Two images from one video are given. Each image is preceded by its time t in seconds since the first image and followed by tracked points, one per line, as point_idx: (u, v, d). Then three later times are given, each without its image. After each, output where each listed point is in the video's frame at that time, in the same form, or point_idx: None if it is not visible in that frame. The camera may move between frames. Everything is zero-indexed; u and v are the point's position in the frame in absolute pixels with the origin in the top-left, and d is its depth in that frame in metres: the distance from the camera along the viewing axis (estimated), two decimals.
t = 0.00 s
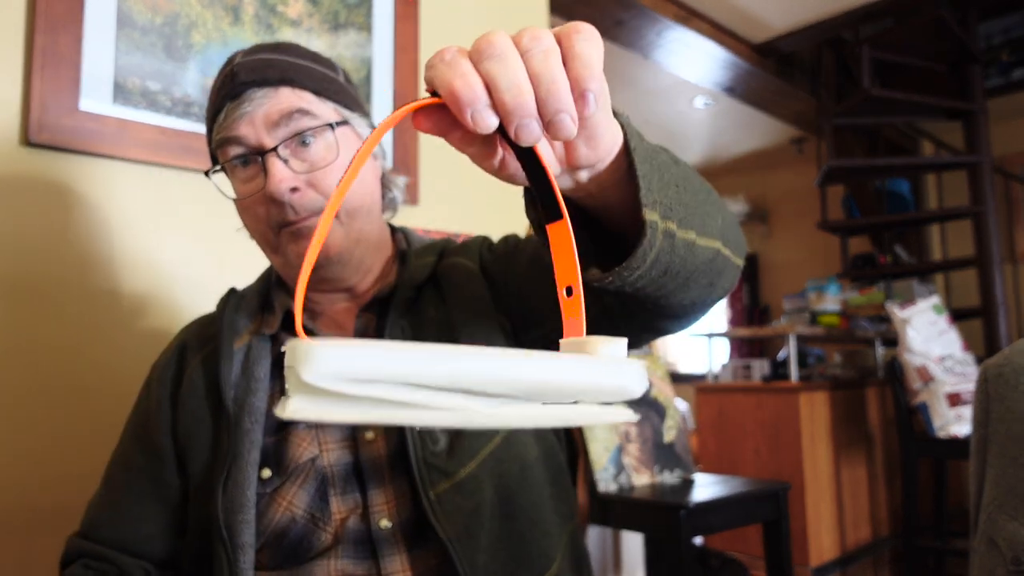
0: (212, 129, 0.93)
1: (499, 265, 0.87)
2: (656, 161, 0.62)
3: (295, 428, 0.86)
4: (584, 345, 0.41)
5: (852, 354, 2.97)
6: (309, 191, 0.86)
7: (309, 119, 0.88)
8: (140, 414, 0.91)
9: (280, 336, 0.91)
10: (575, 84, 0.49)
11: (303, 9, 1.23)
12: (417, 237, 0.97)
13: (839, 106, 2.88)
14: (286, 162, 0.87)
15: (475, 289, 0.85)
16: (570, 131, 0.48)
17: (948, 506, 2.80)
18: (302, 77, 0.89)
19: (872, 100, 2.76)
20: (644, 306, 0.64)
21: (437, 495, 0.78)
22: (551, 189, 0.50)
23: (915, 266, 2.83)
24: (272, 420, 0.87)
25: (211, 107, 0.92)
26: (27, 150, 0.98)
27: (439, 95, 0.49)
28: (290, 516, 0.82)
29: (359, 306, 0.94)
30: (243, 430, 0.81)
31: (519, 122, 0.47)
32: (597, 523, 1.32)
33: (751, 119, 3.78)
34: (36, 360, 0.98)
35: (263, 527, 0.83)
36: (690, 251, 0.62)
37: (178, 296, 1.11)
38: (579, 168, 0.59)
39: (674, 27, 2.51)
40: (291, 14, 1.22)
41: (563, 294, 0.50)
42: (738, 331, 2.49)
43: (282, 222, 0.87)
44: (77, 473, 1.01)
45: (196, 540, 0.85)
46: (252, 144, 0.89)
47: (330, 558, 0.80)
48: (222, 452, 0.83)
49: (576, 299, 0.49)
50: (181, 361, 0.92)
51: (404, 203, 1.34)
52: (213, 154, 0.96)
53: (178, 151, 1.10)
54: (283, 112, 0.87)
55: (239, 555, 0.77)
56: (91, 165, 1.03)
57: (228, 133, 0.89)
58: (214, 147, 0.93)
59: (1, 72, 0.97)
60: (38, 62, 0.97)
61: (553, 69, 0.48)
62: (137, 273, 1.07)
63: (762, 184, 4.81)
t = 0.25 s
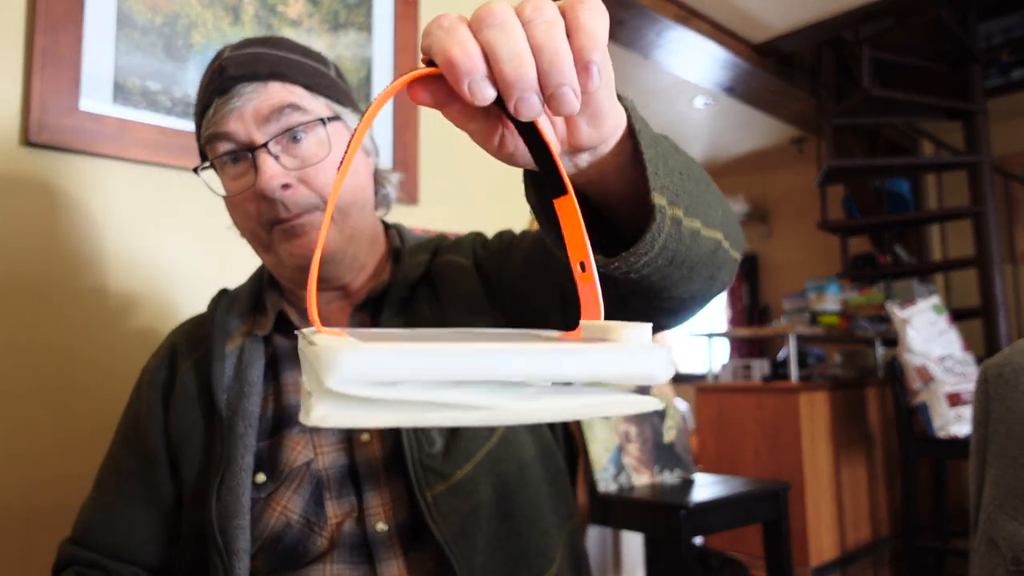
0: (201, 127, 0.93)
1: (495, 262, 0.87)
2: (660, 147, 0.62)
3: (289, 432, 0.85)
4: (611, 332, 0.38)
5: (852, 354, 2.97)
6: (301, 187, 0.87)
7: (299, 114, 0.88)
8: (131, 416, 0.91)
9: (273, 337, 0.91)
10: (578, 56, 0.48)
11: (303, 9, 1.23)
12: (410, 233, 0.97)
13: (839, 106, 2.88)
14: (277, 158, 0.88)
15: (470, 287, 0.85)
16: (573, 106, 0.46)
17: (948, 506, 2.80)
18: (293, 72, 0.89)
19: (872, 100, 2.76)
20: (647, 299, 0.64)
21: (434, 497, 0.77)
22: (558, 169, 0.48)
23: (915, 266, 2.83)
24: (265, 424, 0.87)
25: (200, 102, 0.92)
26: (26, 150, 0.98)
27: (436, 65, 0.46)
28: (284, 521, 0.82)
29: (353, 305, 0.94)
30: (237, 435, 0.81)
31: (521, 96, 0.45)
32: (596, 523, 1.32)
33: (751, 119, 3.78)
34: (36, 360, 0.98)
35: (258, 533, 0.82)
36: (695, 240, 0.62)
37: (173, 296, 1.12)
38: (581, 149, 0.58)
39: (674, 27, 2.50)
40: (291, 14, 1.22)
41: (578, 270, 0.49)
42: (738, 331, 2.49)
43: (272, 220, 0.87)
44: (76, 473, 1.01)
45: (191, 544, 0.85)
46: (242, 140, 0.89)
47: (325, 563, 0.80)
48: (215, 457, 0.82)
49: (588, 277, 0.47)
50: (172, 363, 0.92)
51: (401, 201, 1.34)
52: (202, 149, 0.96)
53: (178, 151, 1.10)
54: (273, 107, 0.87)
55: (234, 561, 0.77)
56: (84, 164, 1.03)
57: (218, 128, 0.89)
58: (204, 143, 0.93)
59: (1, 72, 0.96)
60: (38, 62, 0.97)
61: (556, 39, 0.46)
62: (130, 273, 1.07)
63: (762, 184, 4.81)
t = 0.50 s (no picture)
0: (200, 123, 0.93)
1: (495, 261, 0.87)
2: (655, 146, 0.62)
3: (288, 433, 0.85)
4: (597, 333, 0.39)
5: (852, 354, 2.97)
6: (299, 186, 0.87)
7: (298, 113, 0.88)
8: (131, 417, 0.91)
9: (272, 338, 0.92)
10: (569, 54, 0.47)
11: (303, 9, 1.23)
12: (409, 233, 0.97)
13: (839, 106, 2.88)
14: (275, 156, 0.87)
15: (469, 288, 0.85)
16: (566, 103, 0.45)
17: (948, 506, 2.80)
18: (293, 70, 0.89)
19: (872, 100, 2.76)
20: (643, 299, 0.64)
21: (433, 498, 0.77)
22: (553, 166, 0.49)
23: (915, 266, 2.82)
24: (265, 425, 0.87)
25: (200, 99, 0.93)
26: (26, 150, 0.98)
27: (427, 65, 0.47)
28: (284, 522, 0.82)
29: (353, 305, 0.94)
30: (236, 436, 0.81)
31: (512, 94, 0.44)
32: (597, 523, 1.32)
33: (751, 119, 3.78)
34: (36, 361, 0.98)
35: (257, 533, 0.83)
36: (690, 240, 0.62)
37: (172, 296, 1.12)
38: (575, 148, 0.58)
39: (674, 27, 2.50)
40: (291, 14, 1.22)
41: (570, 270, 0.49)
42: (738, 331, 2.49)
43: (271, 219, 0.87)
44: (76, 472, 1.01)
45: (190, 545, 0.85)
46: (241, 137, 0.89)
47: (324, 564, 0.80)
48: (214, 458, 0.82)
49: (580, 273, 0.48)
50: (172, 364, 0.92)
51: (400, 201, 1.34)
52: (201, 147, 0.96)
53: (178, 151, 1.10)
54: (272, 104, 0.87)
55: (233, 562, 0.78)
56: (83, 164, 1.03)
57: (216, 125, 0.90)
58: (203, 140, 0.93)
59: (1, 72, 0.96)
60: (38, 62, 0.97)
61: (547, 37, 0.46)
62: (129, 273, 1.07)
63: (762, 184, 4.81)
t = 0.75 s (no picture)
0: (203, 120, 0.93)
1: (495, 262, 0.87)
2: (648, 144, 0.61)
3: (289, 434, 0.85)
4: (569, 322, 0.39)
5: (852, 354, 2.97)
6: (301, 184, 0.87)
7: (302, 112, 0.88)
8: (132, 418, 0.91)
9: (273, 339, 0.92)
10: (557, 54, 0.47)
11: (303, 9, 1.23)
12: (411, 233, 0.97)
13: (839, 106, 2.88)
14: (279, 155, 0.88)
15: (470, 288, 0.86)
16: (551, 102, 0.45)
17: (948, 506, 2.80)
18: (296, 70, 0.89)
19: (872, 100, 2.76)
20: (639, 298, 0.64)
21: (433, 498, 0.77)
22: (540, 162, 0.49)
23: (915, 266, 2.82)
24: (266, 425, 0.87)
25: (203, 96, 0.93)
26: (27, 150, 0.98)
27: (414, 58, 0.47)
28: (284, 523, 0.82)
29: (353, 305, 0.94)
30: (237, 436, 0.80)
31: (496, 90, 0.45)
32: (597, 523, 1.32)
33: (751, 119, 3.78)
34: (36, 361, 0.98)
35: (258, 534, 0.83)
36: (685, 239, 0.62)
37: (172, 296, 1.12)
38: (566, 145, 0.58)
39: (675, 27, 2.51)
40: (291, 14, 1.22)
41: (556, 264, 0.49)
42: (738, 331, 2.49)
43: (274, 216, 0.88)
44: (76, 473, 1.01)
45: (190, 546, 0.85)
46: (244, 136, 0.89)
47: (324, 564, 0.80)
48: (215, 458, 0.82)
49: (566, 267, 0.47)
50: (173, 365, 0.92)
51: (401, 201, 1.34)
52: (203, 144, 0.96)
53: (178, 151, 1.10)
54: (275, 103, 0.87)
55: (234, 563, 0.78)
56: (83, 164, 1.03)
57: (219, 123, 0.89)
58: (205, 137, 0.93)
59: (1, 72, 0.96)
60: (38, 62, 0.97)
61: (534, 35, 0.46)
62: (129, 273, 1.07)
63: (762, 184, 4.81)
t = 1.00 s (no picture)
0: (204, 120, 0.93)
1: (497, 263, 0.87)
2: (651, 146, 0.62)
3: (290, 434, 0.85)
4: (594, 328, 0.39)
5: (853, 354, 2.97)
6: (303, 183, 0.87)
7: (304, 112, 0.88)
8: (132, 418, 0.91)
9: (274, 339, 0.92)
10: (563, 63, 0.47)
11: (303, 9, 1.23)
12: (411, 234, 0.97)
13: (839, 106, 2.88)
14: (280, 155, 0.88)
15: (471, 288, 0.86)
16: (557, 113, 0.45)
17: (948, 506, 2.80)
18: (299, 70, 0.89)
19: (872, 100, 2.76)
20: (642, 300, 0.64)
21: (434, 499, 0.77)
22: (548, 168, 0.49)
23: (915, 266, 2.82)
24: (266, 425, 0.87)
25: (204, 95, 0.92)
26: (27, 150, 0.98)
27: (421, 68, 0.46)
28: (285, 523, 0.82)
29: (354, 305, 0.94)
30: (238, 437, 0.81)
31: (504, 102, 0.45)
32: (597, 523, 1.32)
33: (751, 119, 3.78)
34: (36, 360, 0.98)
35: (259, 534, 0.83)
36: (688, 242, 0.62)
37: (172, 296, 1.12)
38: (569, 149, 0.58)
39: (674, 27, 2.51)
40: (291, 14, 1.22)
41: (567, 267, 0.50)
42: (738, 331, 2.49)
43: (275, 217, 0.88)
44: (76, 473, 1.02)
45: (190, 546, 0.85)
46: (245, 135, 0.89)
47: (325, 565, 0.80)
48: (216, 458, 0.83)
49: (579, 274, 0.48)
50: (173, 364, 0.92)
51: (400, 201, 1.34)
52: (204, 144, 0.96)
53: (178, 151, 1.10)
54: (278, 102, 0.87)
55: (234, 563, 0.78)
56: (84, 164, 1.03)
57: (221, 123, 0.89)
58: (206, 137, 0.93)
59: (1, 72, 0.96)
60: (38, 62, 0.97)
61: (541, 47, 0.46)
62: (129, 273, 1.07)
63: (762, 184, 4.81)
